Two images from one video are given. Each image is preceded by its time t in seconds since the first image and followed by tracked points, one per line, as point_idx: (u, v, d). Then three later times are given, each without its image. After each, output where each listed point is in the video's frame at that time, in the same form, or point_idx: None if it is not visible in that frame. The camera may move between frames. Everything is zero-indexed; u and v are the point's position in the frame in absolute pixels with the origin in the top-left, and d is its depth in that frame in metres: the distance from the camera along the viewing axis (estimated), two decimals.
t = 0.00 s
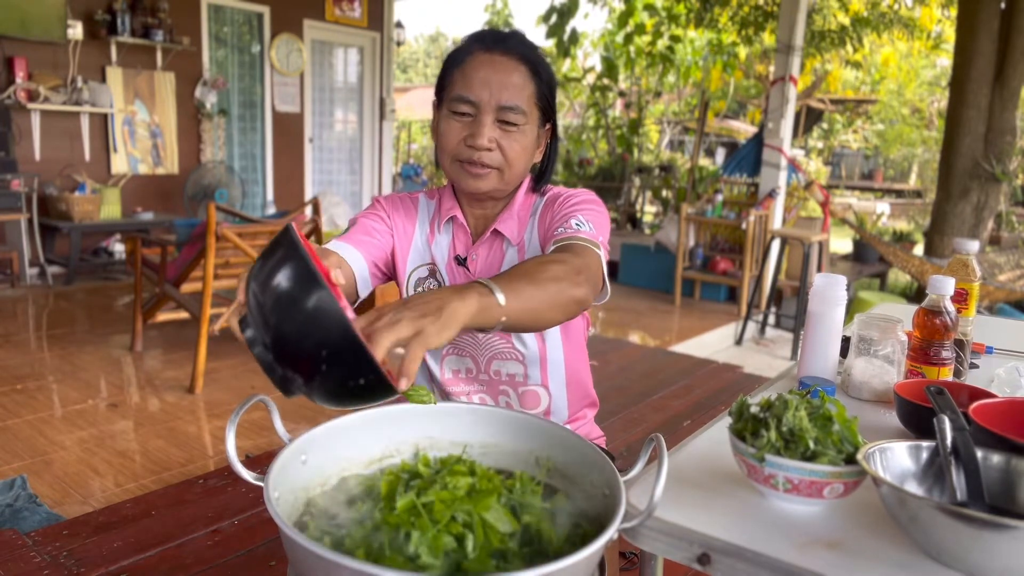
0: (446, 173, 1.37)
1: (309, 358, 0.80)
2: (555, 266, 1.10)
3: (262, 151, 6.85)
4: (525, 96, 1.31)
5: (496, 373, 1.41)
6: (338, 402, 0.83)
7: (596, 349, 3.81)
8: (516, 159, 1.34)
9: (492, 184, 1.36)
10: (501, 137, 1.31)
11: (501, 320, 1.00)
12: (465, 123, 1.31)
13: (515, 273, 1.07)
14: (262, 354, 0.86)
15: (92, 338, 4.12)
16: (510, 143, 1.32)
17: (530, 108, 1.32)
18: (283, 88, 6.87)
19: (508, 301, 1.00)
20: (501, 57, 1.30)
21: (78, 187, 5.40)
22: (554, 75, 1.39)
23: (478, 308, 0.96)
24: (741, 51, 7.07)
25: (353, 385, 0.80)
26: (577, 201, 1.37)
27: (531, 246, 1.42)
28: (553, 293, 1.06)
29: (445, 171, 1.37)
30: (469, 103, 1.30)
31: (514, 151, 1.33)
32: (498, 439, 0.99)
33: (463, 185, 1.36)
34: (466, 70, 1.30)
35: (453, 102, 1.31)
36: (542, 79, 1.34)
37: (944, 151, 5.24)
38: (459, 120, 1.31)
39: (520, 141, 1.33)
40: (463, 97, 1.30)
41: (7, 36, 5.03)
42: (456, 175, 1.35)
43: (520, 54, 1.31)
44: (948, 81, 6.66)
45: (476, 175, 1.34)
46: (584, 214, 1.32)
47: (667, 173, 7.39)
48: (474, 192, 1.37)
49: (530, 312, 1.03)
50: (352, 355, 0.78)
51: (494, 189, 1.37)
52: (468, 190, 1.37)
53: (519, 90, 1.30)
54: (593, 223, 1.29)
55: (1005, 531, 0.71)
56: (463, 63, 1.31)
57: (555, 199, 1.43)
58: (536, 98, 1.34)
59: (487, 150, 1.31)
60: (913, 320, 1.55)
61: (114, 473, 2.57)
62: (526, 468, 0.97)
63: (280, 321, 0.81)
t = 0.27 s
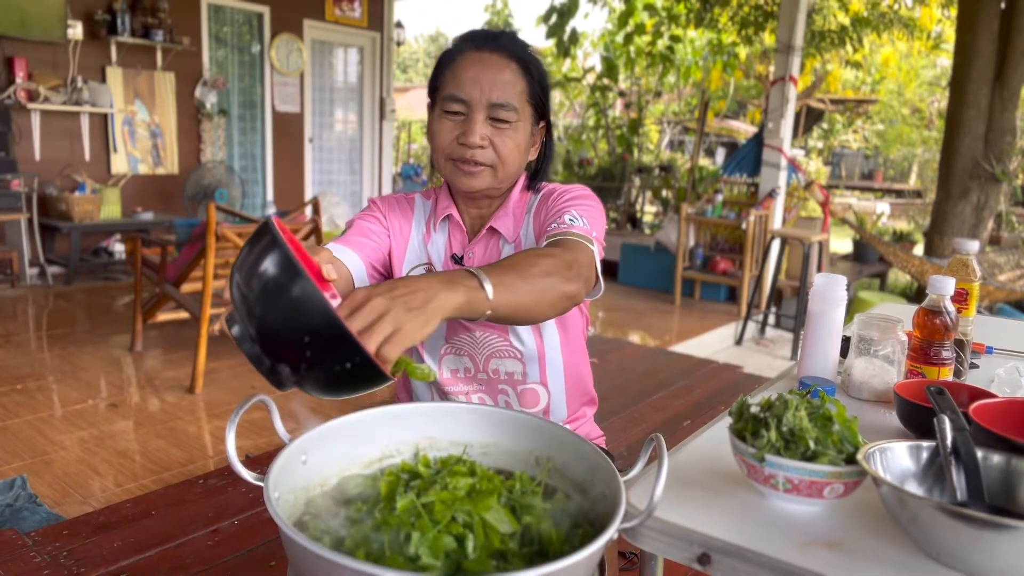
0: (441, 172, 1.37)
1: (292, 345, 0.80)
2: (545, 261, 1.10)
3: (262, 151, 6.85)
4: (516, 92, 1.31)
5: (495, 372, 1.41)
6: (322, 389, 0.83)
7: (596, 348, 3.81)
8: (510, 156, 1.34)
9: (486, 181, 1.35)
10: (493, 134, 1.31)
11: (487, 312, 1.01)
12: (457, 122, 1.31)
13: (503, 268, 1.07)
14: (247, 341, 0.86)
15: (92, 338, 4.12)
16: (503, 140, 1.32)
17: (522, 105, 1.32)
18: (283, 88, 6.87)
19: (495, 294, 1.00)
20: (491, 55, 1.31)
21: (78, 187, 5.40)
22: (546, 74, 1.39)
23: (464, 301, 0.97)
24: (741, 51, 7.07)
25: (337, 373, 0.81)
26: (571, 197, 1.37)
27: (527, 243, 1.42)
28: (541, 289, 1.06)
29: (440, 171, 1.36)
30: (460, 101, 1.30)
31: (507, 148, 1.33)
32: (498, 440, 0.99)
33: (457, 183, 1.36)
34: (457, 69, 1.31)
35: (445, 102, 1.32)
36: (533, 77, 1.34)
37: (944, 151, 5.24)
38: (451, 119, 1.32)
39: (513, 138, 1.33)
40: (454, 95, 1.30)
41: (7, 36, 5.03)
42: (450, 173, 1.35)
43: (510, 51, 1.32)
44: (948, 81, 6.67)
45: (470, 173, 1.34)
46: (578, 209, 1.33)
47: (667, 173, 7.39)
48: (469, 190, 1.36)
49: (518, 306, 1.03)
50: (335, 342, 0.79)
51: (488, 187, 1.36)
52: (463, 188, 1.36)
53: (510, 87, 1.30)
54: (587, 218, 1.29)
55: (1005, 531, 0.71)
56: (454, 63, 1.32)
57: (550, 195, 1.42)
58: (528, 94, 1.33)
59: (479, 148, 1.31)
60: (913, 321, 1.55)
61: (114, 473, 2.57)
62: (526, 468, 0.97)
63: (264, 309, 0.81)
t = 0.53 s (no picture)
0: (437, 173, 1.37)
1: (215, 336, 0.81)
2: (567, 252, 1.11)
3: (262, 151, 6.85)
4: (508, 91, 1.31)
5: (494, 371, 1.42)
6: (243, 381, 0.84)
7: (596, 348, 3.81)
8: (503, 156, 1.34)
9: (481, 181, 1.35)
10: (486, 134, 1.31)
11: (518, 298, 1.01)
12: (450, 122, 1.31)
13: (530, 256, 1.07)
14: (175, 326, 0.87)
15: (92, 338, 4.12)
16: (496, 140, 1.32)
17: (515, 104, 1.32)
18: (283, 88, 6.87)
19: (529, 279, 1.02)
20: (482, 55, 1.31)
21: (78, 187, 5.40)
22: (539, 72, 1.39)
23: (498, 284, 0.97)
24: (741, 51, 7.07)
25: (262, 367, 0.82)
26: (571, 195, 1.38)
27: (527, 241, 1.42)
28: (566, 279, 1.07)
29: (435, 172, 1.37)
30: (453, 102, 1.30)
31: (500, 148, 1.33)
32: (498, 439, 0.99)
33: (453, 184, 1.36)
34: (448, 70, 1.31)
35: (437, 103, 1.32)
36: (525, 75, 1.34)
37: (944, 151, 5.25)
38: (444, 119, 1.32)
39: (506, 138, 1.33)
40: (447, 96, 1.30)
41: (7, 36, 5.02)
42: (445, 174, 1.35)
43: (502, 50, 1.32)
44: (948, 81, 6.67)
45: (463, 173, 1.33)
46: (583, 207, 1.33)
47: (667, 173, 7.39)
48: (463, 190, 1.36)
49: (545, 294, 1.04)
50: (263, 338, 0.80)
51: (482, 188, 1.36)
52: (458, 188, 1.36)
53: (502, 86, 1.30)
54: (592, 216, 1.30)
55: (1006, 531, 0.71)
56: (445, 64, 1.32)
57: (549, 194, 1.43)
58: (520, 94, 1.33)
59: (473, 148, 1.31)
60: (913, 320, 1.55)
61: (114, 473, 2.57)
62: (526, 469, 0.97)
63: (196, 299, 0.81)
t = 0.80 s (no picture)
0: (435, 174, 1.37)
1: (232, 324, 0.83)
2: (575, 252, 1.12)
3: (262, 151, 6.85)
4: (507, 91, 1.31)
5: (493, 373, 1.42)
6: (261, 365, 0.87)
7: (596, 348, 3.81)
8: (502, 156, 1.34)
9: (480, 182, 1.35)
10: (485, 134, 1.31)
11: (515, 287, 1.01)
12: (449, 122, 1.31)
13: (536, 251, 1.09)
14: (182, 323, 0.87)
15: (92, 338, 4.12)
16: (495, 139, 1.32)
17: (514, 104, 1.32)
18: (283, 88, 6.87)
19: (527, 272, 1.02)
20: (482, 55, 1.31)
21: (78, 187, 5.40)
22: (539, 73, 1.39)
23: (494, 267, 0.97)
24: (741, 51, 7.07)
25: (283, 348, 0.85)
26: (574, 198, 1.37)
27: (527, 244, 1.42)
28: (571, 275, 1.08)
29: (434, 172, 1.37)
30: (452, 102, 1.30)
31: (500, 148, 1.32)
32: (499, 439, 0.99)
33: (452, 184, 1.36)
34: (448, 70, 1.31)
35: (437, 102, 1.32)
36: (525, 75, 1.34)
37: (944, 151, 5.25)
38: (443, 119, 1.32)
39: (506, 138, 1.33)
40: (446, 96, 1.30)
41: (7, 36, 5.02)
42: (444, 174, 1.35)
43: (501, 50, 1.32)
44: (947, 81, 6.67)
45: (463, 173, 1.33)
46: (585, 209, 1.33)
47: (667, 173, 7.39)
48: (462, 190, 1.36)
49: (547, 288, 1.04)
50: (282, 317, 0.83)
51: (481, 188, 1.36)
52: (457, 189, 1.36)
53: (501, 86, 1.30)
54: (594, 217, 1.29)
55: (1005, 531, 0.71)
56: (445, 64, 1.32)
57: (549, 196, 1.43)
58: (520, 94, 1.33)
59: (472, 148, 1.31)
60: (913, 320, 1.55)
61: (114, 473, 2.57)
62: (526, 468, 0.97)
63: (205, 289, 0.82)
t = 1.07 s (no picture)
0: (436, 172, 1.37)
1: (283, 315, 0.82)
2: (545, 251, 1.12)
3: (262, 151, 6.85)
4: (510, 91, 1.31)
5: (491, 373, 1.41)
6: (318, 356, 0.85)
7: (596, 348, 3.81)
8: (504, 155, 1.34)
9: (481, 180, 1.35)
10: (487, 133, 1.31)
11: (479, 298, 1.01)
12: (451, 121, 1.31)
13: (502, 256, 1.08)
14: (229, 320, 0.86)
15: (92, 338, 4.12)
16: (497, 139, 1.32)
17: (516, 103, 1.32)
18: (283, 88, 6.87)
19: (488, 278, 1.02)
20: (484, 55, 1.31)
21: (78, 187, 5.40)
22: (540, 72, 1.39)
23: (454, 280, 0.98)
24: (741, 51, 7.07)
25: (337, 336, 0.82)
26: (566, 196, 1.37)
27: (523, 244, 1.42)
28: (535, 279, 1.07)
29: (435, 170, 1.37)
30: (454, 100, 1.30)
31: (501, 147, 1.33)
32: (499, 439, 0.99)
33: (453, 183, 1.36)
34: (450, 69, 1.31)
35: (439, 101, 1.32)
36: (527, 75, 1.34)
37: (944, 151, 5.25)
38: (445, 118, 1.32)
39: (507, 137, 1.33)
40: (448, 94, 1.30)
41: (7, 36, 5.02)
42: (445, 173, 1.35)
43: (503, 50, 1.32)
44: (947, 81, 6.67)
45: (464, 172, 1.34)
46: (577, 206, 1.33)
47: (667, 173, 7.39)
48: (463, 189, 1.36)
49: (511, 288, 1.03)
50: (332, 303, 0.80)
51: (482, 187, 1.36)
52: (458, 187, 1.36)
53: (503, 85, 1.30)
54: (583, 214, 1.29)
55: (1005, 531, 0.71)
56: (447, 62, 1.32)
57: (546, 196, 1.43)
58: (522, 94, 1.34)
59: (473, 147, 1.31)
60: (913, 320, 1.55)
61: (114, 473, 2.57)
62: (526, 468, 0.97)
63: (253, 282, 0.81)
